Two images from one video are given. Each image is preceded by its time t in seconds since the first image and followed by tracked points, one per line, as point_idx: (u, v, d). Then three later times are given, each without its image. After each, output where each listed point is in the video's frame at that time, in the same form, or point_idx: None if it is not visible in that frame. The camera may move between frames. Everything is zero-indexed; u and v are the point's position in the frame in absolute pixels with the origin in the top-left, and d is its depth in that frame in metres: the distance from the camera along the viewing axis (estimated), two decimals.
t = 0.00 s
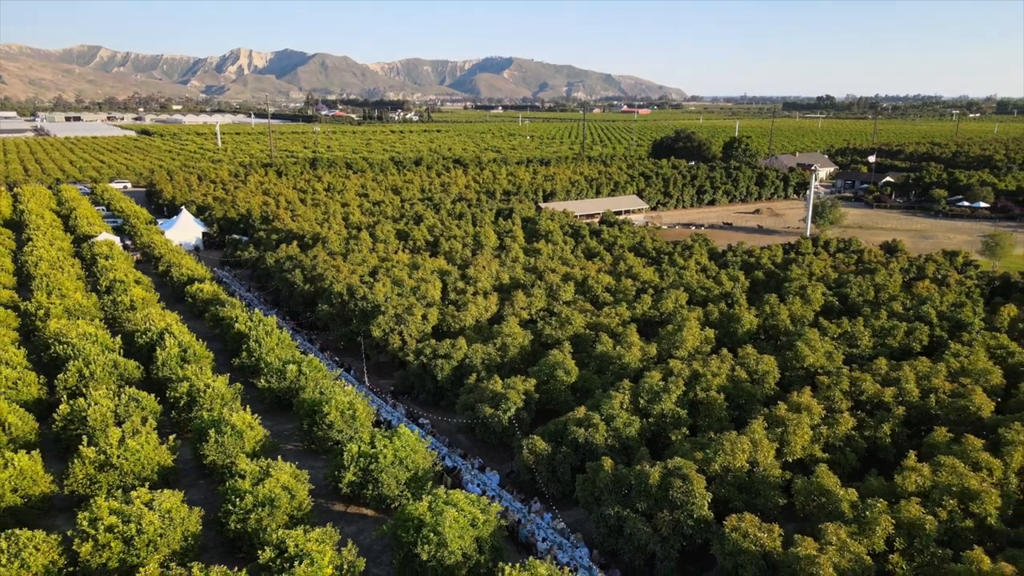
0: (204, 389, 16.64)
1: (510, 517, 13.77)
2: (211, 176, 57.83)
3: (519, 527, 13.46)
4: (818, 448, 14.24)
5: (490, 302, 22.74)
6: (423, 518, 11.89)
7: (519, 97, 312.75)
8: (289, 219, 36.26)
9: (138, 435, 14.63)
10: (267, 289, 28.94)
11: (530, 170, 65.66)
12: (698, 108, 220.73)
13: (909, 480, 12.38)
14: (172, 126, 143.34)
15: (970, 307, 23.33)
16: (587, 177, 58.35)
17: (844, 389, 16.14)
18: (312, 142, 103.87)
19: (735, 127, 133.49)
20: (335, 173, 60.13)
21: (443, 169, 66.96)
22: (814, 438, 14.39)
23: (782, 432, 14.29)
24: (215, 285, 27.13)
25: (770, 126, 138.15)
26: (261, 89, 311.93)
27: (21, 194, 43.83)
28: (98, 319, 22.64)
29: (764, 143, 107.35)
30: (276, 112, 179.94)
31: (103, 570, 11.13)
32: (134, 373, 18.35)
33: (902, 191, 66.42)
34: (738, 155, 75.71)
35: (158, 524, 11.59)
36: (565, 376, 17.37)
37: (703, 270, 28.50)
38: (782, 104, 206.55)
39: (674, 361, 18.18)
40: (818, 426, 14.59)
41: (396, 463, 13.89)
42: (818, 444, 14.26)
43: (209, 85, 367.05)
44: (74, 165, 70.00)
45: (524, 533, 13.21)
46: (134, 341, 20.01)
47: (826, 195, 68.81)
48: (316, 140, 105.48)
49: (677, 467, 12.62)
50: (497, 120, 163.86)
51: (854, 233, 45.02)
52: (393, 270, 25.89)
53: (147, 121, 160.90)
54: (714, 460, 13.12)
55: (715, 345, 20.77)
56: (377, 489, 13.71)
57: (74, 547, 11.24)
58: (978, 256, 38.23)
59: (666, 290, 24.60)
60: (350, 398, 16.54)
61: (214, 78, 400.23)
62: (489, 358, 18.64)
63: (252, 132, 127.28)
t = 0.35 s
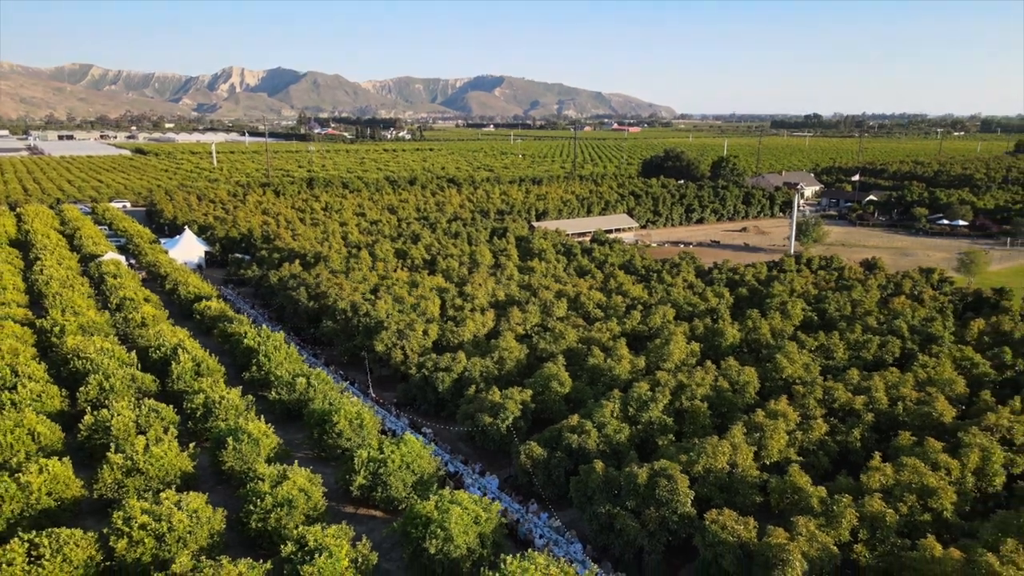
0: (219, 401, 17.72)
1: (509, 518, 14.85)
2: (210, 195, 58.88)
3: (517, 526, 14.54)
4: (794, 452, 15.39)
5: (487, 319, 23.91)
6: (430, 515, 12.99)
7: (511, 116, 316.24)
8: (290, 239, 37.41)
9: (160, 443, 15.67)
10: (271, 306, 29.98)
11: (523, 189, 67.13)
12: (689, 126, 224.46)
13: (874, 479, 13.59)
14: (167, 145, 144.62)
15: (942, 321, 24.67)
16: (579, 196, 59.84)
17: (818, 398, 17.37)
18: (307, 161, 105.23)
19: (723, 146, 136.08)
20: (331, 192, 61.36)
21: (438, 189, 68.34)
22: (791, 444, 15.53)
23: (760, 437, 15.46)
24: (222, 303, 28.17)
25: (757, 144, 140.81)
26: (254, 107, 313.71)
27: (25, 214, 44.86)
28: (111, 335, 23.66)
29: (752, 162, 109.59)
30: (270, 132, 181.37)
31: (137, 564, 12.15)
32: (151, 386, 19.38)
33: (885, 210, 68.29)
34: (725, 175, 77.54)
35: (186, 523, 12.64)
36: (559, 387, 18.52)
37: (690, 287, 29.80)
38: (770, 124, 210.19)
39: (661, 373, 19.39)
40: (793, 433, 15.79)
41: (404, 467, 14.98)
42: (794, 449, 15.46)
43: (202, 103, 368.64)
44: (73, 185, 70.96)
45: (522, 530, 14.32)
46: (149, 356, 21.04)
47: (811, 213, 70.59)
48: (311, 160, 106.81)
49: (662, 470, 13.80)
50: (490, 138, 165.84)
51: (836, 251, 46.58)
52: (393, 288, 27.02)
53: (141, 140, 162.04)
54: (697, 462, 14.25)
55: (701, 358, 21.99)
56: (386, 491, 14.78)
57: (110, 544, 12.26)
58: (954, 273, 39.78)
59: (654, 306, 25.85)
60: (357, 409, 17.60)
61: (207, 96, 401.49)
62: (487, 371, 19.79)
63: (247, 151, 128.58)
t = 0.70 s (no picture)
0: (233, 410, 18.70)
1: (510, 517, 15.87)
2: (210, 211, 59.90)
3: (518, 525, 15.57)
4: (775, 454, 16.51)
5: (485, 332, 24.98)
6: (437, 513, 14.01)
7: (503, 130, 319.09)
8: (291, 254, 38.45)
9: (179, 450, 16.65)
10: (276, 320, 30.97)
11: (517, 205, 68.49)
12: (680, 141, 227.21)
13: (847, 478, 14.71)
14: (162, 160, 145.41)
15: (918, 333, 25.95)
16: (571, 212, 61.18)
17: (798, 405, 18.55)
18: (302, 176, 106.39)
19: (713, 160, 138.10)
20: (329, 208, 62.42)
21: (433, 205, 69.55)
22: (772, 447, 16.65)
23: (743, 440, 16.57)
24: (228, 317, 29.15)
25: (747, 160, 143.12)
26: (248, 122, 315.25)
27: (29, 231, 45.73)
28: (123, 348, 24.59)
29: (741, 177, 111.50)
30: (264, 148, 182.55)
31: (167, 560, 13.10)
32: (166, 397, 20.32)
33: (870, 225, 69.98)
34: (715, 190, 79.15)
35: (210, 522, 13.62)
36: (555, 396, 19.59)
37: (679, 301, 31.01)
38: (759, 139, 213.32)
39: (651, 382, 20.51)
40: (773, 437, 16.91)
41: (411, 471, 16.00)
42: (775, 452, 16.57)
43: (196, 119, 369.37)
44: (71, 201, 71.73)
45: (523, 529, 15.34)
46: (163, 368, 22.02)
47: (799, 229, 72.23)
48: (306, 175, 107.84)
49: (652, 471, 14.89)
50: (483, 153, 167.47)
51: (821, 265, 48.04)
52: (394, 303, 28.10)
53: (136, 154, 162.96)
54: (684, 464, 15.34)
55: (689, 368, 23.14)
56: (394, 493, 15.78)
57: (140, 541, 13.21)
58: (934, 287, 41.23)
59: (645, 319, 27.02)
60: (364, 417, 18.62)
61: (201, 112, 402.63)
62: (486, 381, 20.85)
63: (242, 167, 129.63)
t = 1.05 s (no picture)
0: (248, 416, 19.84)
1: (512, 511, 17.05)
2: (209, 224, 60.94)
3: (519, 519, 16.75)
4: (756, 453, 17.81)
5: (484, 341, 26.22)
6: (444, 508, 15.20)
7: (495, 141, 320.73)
8: (293, 267, 39.60)
9: (200, 452, 17.78)
10: (281, 331, 32.11)
11: (510, 218, 69.86)
12: (671, 152, 229.97)
13: (820, 474, 16.01)
14: (156, 172, 146.12)
15: (894, 341, 27.41)
16: (564, 224, 62.64)
17: (778, 409, 19.89)
18: (298, 188, 107.54)
19: (702, 172, 140.33)
20: (326, 221, 63.59)
21: (428, 217, 70.82)
22: (754, 447, 17.94)
23: (726, 442, 17.85)
24: (235, 328, 30.26)
25: (735, 171, 145.30)
26: (240, 133, 314.87)
27: (33, 244, 46.68)
28: (137, 358, 25.65)
29: (730, 189, 113.43)
30: (258, 160, 183.25)
31: (196, 551, 14.18)
32: (182, 403, 21.41)
33: (855, 237, 71.80)
34: (704, 202, 80.87)
35: (235, 517, 14.77)
36: (551, 402, 20.84)
37: (669, 311, 32.36)
38: (748, 151, 216.02)
39: (641, 388, 21.80)
40: (755, 438, 18.21)
41: (418, 471, 17.18)
42: (756, 451, 17.86)
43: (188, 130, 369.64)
44: (70, 214, 72.55)
45: (523, 522, 16.54)
46: (177, 377, 23.14)
47: (785, 240, 73.95)
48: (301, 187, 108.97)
49: (641, 469, 16.16)
50: (476, 164, 169.02)
51: (806, 276, 49.59)
52: (396, 314, 29.30)
53: (129, 166, 163.46)
54: (671, 463, 16.61)
55: (677, 375, 24.45)
56: (403, 491, 16.96)
57: (171, 534, 14.35)
58: (914, 298, 42.81)
59: (635, 329, 28.34)
60: (372, 422, 19.79)
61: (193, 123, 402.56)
62: (486, 388, 22.09)
63: (237, 178, 130.59)
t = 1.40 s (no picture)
0: (260, 421, 20.90)
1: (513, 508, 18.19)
2: (208, 235, 61.88)
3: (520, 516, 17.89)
4: (741, 453, 19.05)
5: (482, 350, 27.38)
6: (450, 504, 16.31)
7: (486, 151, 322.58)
8: (294, 278, 40.66)
9: (217, 455, 18.81)
10: (284, 340, 33.18)
11: (504, 229, 71.06)
12: (662, 162, 232.07)
13: (798, 471, 17.26)
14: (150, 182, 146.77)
15: (874, 348, 28.78)
16: (557, 235, 63.96)
17: (761, 412, 21.15)
18: (293, 199, 108.38)
19: (692, 182, 142.29)
20: (322, 232, 64.61)
21: (422, 228, 71.96)
22: (738, 448, 19.19)
23: (711, 443, 19.08)
24: (241, 337, 31.29)
25: (725, 181, 147.24)
26: (232, 143, 315.56)
27: (36, 255, 47.47)
28: (148, 366, 26.64)
29: (719, 199, 115.18)
30: (250, 170, 183.87)
31: (220, 545, 15.24)
32: (196, 409, 22.43)
33: (841, 247, 73.49)
34: (694, 213, 82.44)
35: (255, 514, 15.84)
36: (548, 406, 22.01)
37: (659, 320, 33.64)
38: (738, 161, 218.54)
39: (633, 393, 23.03)
40: (739, 440, 19.45)
41: (425, 472, 18.30)
42: (740, 451, 19.11)
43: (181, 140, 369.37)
44: (67, 225, 73.21)
45: (524, 519, 17.67)
46: (190, 384, 24.17)
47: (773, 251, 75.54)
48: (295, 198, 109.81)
49: (633, 468, 17.35)
50: (468, 175, 170.32)
51: (793, 286, 51.05)
52: (397, 324, 30.41)
53: (122, 176, 163.84)
54: (661, 463, 17.82)
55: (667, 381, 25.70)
56: (410, 490, 18.07)
57: (196, 529, 15.39)
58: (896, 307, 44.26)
59: (627, 337, 29.60)
60: (378, 426, 20.89)
61: (185, 133, 402.46)
62: (485, 394, 23.25)
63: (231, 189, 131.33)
